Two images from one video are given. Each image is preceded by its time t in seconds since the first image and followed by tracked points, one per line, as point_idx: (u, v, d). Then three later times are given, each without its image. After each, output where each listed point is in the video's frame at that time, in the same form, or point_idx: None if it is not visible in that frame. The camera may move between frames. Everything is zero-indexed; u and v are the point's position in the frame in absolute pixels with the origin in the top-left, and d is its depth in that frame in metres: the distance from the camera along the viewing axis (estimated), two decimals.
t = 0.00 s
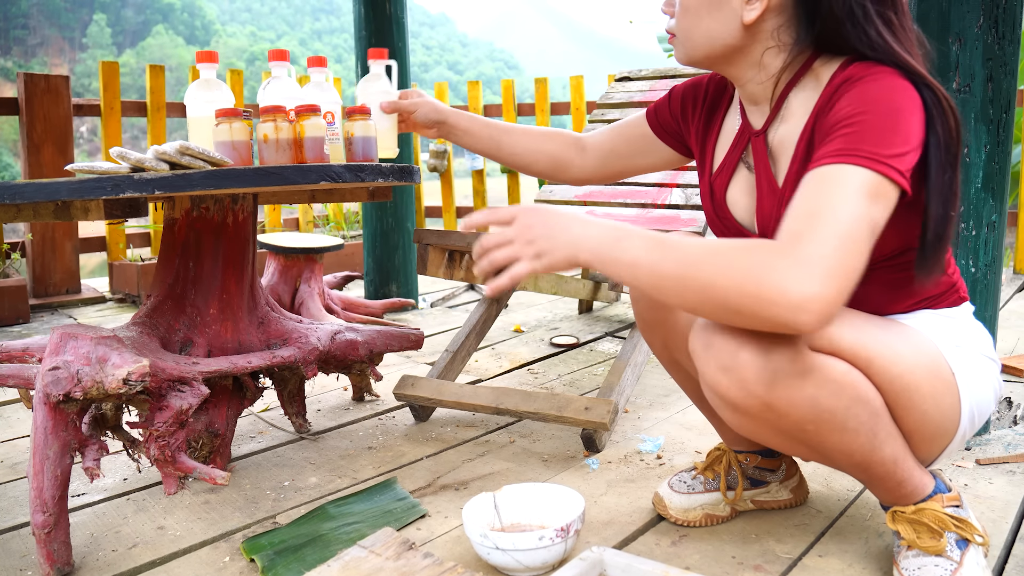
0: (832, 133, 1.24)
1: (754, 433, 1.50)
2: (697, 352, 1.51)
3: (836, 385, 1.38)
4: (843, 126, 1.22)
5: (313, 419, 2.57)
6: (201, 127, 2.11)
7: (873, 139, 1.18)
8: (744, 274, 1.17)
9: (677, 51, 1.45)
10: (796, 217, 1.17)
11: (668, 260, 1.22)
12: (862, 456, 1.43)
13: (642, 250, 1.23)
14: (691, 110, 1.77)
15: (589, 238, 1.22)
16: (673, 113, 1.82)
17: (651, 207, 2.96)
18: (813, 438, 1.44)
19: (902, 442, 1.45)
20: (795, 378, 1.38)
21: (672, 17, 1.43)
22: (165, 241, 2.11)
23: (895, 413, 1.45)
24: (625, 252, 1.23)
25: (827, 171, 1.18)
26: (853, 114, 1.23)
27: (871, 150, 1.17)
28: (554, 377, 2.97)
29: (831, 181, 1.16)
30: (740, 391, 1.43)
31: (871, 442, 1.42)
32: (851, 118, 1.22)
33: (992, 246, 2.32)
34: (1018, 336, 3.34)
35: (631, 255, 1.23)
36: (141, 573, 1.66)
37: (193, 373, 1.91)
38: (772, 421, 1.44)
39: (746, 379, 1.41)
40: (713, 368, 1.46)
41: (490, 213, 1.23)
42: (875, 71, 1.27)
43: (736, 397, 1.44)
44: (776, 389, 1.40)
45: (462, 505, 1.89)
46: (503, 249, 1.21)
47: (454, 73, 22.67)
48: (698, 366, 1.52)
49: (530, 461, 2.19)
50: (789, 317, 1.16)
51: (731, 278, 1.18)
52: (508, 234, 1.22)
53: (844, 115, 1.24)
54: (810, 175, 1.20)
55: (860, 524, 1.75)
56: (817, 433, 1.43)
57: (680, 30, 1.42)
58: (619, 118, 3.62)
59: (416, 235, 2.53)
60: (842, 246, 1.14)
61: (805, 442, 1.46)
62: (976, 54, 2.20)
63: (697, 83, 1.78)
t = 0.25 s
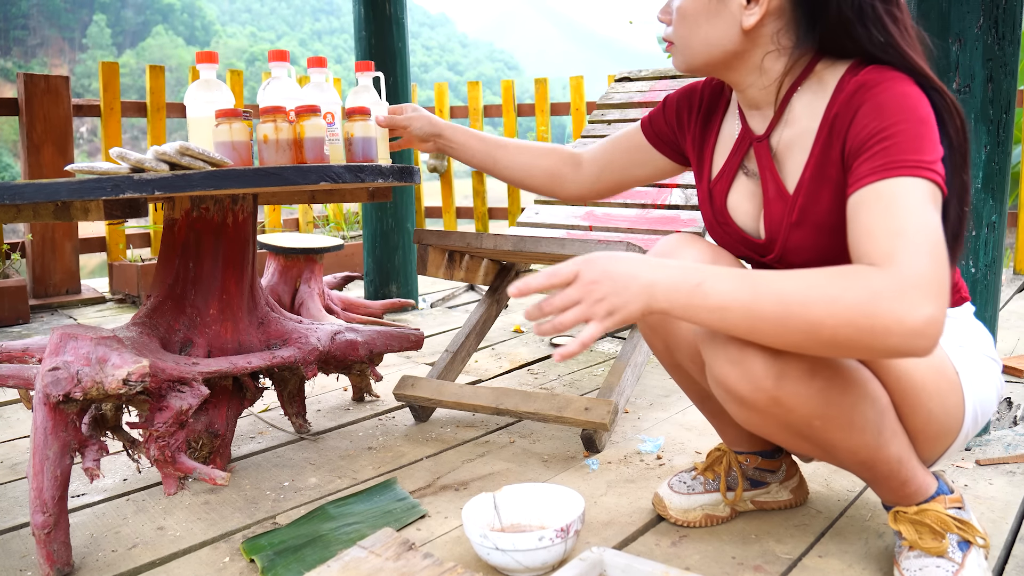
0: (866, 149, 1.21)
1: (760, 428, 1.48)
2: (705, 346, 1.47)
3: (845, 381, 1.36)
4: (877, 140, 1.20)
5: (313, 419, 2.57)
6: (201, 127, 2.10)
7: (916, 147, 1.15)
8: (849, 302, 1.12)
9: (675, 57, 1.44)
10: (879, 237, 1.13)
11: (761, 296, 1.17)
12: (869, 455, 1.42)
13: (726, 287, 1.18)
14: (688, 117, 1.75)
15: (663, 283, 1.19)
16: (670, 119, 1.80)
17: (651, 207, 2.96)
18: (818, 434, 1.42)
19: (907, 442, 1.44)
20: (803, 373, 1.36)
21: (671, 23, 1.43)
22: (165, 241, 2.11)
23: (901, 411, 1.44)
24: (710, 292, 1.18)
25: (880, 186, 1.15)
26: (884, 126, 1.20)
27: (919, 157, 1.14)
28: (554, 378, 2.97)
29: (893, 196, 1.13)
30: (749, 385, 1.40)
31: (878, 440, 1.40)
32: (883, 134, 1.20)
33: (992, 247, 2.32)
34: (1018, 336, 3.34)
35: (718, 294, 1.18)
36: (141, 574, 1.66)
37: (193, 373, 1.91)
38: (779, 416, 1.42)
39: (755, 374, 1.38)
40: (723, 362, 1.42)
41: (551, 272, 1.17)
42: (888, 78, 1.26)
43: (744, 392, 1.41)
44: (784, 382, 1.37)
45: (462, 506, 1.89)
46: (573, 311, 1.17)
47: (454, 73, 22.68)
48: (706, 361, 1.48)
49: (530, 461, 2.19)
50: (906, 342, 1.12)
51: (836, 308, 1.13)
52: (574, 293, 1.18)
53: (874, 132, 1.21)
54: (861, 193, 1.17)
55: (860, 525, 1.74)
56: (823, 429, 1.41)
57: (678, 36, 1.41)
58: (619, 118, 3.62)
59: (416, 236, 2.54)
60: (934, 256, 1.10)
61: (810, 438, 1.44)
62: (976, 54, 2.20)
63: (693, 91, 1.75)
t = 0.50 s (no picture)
0: (873, 159, 1.21)
1: (764, 426, 1.47)
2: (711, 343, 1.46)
3: (852, 382, 1.35)
4: (885, 150, 1.19)
5: (313, 420, 2.57)
6: (201, 128, 2.10)
7: (925, 156, 1.15)
8: (866, 313, 1.12)
9: (676, 65, 1.42)
10: (893, 248, 1.12)
11: (779, 307, 1.17)
12: (874, 455, 1.41)
13: (745, 296, 1.19)
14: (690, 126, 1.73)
15: (679, 290, 1.20)
16: (671, 130, 1.77)
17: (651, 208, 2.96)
18: (822, 433, 1.42)
19: (912, 444, 1.44)
20: (810, 373, 1.35)
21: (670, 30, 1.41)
22: (165, 242, 2.11)
23: (907, 414, 1.44)
24: (729, 301, 1.19)
25: (889, 198, 1.15)
26: (891, 135, 1.20)
27: (928, 166, 1.14)
28: (554, 378, 2.97)
29: (903, 208, 1.13)
30: (755, 384, 1.39)
31: (884, 441, 1.40)
32: (892, 142, 1.19)
33: (992, 247, 2.33)
34: (1018, 336, 3.34)
35: (736, 302, 1.19)
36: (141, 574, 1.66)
37: (193, 374, 1.91)
38: (784, 414, 1.41)
39: (762, 373, 1.37)
40: (730, 359, 1.40)
41: (565, 283, 1.18)
42: (892, 83, 1.26)
43: (749, 390, 1.40)
44: (792, 380, 1.36)
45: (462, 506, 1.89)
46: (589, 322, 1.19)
47: (454, 73, 22.69)
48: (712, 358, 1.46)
49: (530, 462, 2.19)
50: (923, 355, 1.13)
51: (854, 320, 1.13)
52: (589, 304, 1.19)
53: (882, 141, 1.20)
54: (871, 205, 1.16)
55: (860, 525, 1.74)
56: (829, 428, 1.40)
57: (677, 44, 1.39)
58: (619, 119, 3.62)
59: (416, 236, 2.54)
60: (948, 265, 1.10)
61: (814, 437, 1.44)
62: (976, 55, 2.21)
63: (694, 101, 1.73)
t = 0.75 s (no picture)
0: (886, 162, 1.21)
1: (772, 420, 1.46)
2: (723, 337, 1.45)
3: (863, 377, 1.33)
4: (898, 153, 1.19)
5: (313, 420, 2.57)
6: (201, 128, 2.09)
7: (938, 162, 1.15)
8: (871, 314, 1.12)
9: (689, 66, 1.41)
10: (901, 252, 1.13)
11: (786, 303, 1.17)
12: (882, 451, 1.40)
13: (752, 290, 1.18)
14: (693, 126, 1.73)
15: (684, 279, 1.19)
16: (673, 127, 1.77)
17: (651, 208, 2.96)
18: (833, 428, 1.40)
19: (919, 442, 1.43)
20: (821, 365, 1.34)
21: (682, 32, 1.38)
22: (165, 242, 2.11)
23: (914, 412, 1.43)
24: (735, 293, 1.18)
25: (900, 202, 1.15)
26: (906, 139, 1.20)
27: (940, 172, 1.14)
28: (554, 379, 2.97)
29: (914, 212, 1.13)
30: (768, 374, 1.39)
31: (892, 437, 1.39)
32: (904, 147, 1.19)
33: (992, 247, 2.33)
34: (1018, 337, 3.34)
35: (742, 296, 1.18)
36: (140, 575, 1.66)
37: (193, 375, 1.91)
38: (794, 407, 1.40)
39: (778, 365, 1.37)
40: (743, 351, 1.41)
41: (567, 265, 1.18)
42: (909, 87, 1.25)
43: (762, 381, 1.40)
44: (804, 372, 1.35)
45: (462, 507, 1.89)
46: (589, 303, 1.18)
47: (454, 74, 22.69)
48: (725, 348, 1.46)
49: (530, 462, 2.19)
50: (922, 359, 1.13)
51: (859, 320, 1.13)
52: (592, 287, 1.19)
53: (895, 145, 1.21)
54: (880, 208, 1.17)
55: (860, 526, 1.74)
56: (839, 423, 1.39)
57: (691, 44, 1.37)
58: (619, 120, 3.62)
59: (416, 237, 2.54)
60: (955, 272, 1.10)
61: (823, 433, 1.43)
62: (976, 55, 2.22)
63: (699, 97, 1.74)
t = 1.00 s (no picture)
0: (870, 168, 1.23)
1: (774, 412, 1.46)
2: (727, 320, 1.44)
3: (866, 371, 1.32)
4: (880, 160, 1.21)
5: (313, 421, 2.57)
6: (201, 129, 2.09)
7: (916, 173, 1.17)
8: (817, 325, 1.13)
9: (706, 91, 1.32)
10: (864, 261, 1.14)
11: (735, 312, 1.17)
12: (882, 447, 1.40)
13: (703, 304, 1.17)
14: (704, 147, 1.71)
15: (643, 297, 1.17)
16: (684, 148, 1.75)
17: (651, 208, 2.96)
18: (833, 423, 1.39)
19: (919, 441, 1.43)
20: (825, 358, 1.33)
21: (700, 56, 1.29)
22: (165, 243, 2.11)
23: (914, 411, 1.43)
24: (686, 307, 1.17)
25: (876, 208, 1.17)
26: (889, 147, 1.21)
27: (917, 183, 1.16)
28: (554, 379, 2.97)
29: (886, 220, 1.15)
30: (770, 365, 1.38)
31: (893, 434, 1.38)
32: (885, 154, 1.21)
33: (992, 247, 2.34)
34: (1018, 337, 3.34)
35: (693, 309, 1.17)
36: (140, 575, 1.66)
37: (193, 375, 1.92)
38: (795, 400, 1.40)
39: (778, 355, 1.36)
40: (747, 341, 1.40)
41: (535, 265, 1.20)
42: (906, 97, 1.26)
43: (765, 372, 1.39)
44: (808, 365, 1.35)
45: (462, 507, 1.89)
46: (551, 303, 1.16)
47: (453, 74, 22.70)
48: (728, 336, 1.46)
49: (530, 462, 2.19)
50: (866, 366, 1.13)
51: (804, 331, 1.14)
52: (553, 287, 1.17)
53: (877, 152, 1.22)
54: (859, 213, 1.18)
55: (860, 526, 1.75)
56: (840, 417, 1.38)
57: (711, 67, 1.28)
58: (618, 120, 3.62)
59: (415, 238, 2.56)
60: (912, 288, 1.12)
61: (823, 427, 1.42)
62: (975, 55, 2.22)
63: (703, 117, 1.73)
